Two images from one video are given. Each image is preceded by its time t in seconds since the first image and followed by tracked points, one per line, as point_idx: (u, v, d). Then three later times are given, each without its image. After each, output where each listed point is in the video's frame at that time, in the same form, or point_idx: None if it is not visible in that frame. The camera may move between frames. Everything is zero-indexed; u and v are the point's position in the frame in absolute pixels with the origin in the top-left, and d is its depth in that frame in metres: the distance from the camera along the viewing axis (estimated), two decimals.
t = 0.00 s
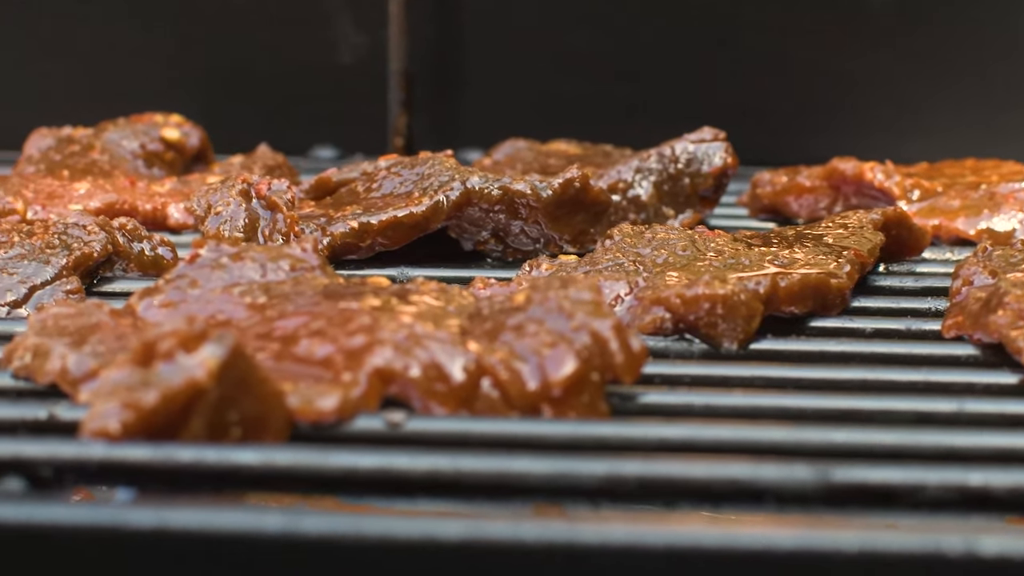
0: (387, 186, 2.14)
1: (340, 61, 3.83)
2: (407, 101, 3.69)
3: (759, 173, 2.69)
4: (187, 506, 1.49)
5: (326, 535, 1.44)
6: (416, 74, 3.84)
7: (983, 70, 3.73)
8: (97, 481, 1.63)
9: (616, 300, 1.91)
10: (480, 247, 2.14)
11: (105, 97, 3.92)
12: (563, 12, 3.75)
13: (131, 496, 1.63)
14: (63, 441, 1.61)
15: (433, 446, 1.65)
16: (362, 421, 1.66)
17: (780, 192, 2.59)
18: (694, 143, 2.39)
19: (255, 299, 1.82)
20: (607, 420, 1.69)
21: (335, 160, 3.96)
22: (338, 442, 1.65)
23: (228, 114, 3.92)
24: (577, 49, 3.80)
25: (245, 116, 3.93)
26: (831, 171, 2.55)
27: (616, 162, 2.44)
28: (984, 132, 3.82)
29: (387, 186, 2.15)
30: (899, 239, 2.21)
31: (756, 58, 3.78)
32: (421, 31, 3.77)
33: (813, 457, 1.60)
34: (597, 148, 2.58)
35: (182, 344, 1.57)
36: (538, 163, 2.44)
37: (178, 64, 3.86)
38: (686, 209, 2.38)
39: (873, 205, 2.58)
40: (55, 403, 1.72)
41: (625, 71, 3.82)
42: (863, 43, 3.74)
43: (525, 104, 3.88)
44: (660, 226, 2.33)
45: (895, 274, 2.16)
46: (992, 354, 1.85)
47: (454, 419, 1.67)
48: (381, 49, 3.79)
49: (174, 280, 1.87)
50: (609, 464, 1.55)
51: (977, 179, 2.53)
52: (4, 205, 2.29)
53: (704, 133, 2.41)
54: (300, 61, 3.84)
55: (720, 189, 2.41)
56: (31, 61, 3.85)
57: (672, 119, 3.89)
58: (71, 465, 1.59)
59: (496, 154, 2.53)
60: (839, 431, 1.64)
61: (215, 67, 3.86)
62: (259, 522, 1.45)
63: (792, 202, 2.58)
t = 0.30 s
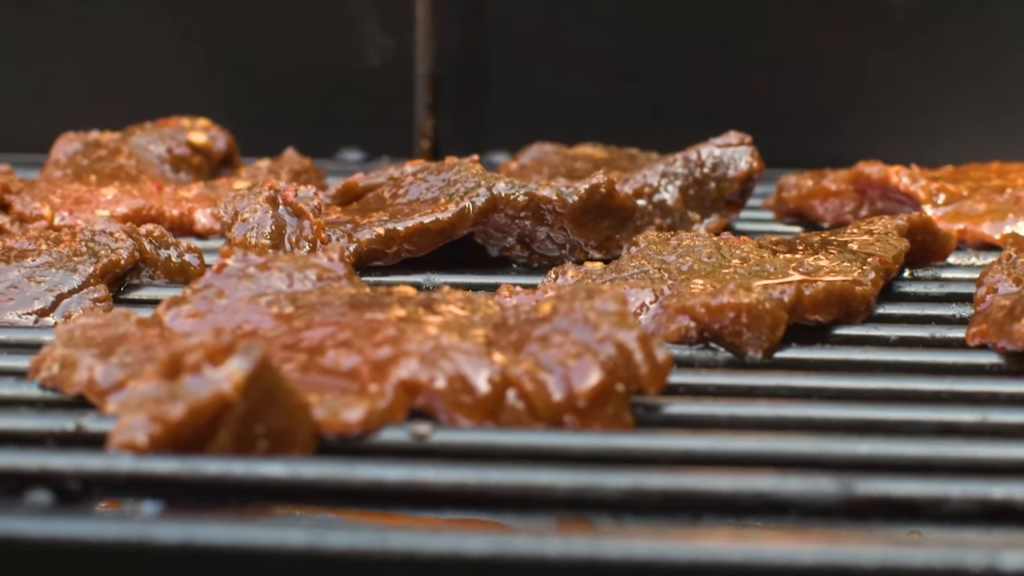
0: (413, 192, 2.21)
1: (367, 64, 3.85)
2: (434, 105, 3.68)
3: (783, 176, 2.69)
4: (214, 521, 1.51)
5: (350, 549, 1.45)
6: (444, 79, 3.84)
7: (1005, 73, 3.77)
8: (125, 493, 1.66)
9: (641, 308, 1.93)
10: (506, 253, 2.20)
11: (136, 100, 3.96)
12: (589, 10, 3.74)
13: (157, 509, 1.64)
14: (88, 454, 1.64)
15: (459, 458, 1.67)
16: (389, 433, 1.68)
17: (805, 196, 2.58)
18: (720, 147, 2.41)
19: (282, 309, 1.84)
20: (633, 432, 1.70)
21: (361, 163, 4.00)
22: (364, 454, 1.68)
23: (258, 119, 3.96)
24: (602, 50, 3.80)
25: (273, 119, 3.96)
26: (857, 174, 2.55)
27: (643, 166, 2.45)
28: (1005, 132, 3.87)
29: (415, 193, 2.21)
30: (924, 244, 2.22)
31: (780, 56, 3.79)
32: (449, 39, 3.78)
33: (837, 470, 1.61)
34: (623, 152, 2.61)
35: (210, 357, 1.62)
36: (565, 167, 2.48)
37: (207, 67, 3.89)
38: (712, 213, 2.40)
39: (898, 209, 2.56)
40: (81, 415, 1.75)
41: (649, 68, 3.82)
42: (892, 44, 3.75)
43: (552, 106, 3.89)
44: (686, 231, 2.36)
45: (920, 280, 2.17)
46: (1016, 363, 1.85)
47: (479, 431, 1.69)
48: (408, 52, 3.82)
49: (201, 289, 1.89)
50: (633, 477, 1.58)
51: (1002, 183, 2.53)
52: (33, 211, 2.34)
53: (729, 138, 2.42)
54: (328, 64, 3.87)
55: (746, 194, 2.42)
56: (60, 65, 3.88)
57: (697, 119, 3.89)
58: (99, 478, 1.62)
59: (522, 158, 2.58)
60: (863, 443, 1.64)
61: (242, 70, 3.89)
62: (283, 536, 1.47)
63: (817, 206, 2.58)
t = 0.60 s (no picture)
0: (435, 198, 2.26)
1: (388, 64, 3.91)
2: (454, 107, 3.67)
3: (805, 182, 2.71)
4: (242, 531, 1.50)
5: (379, 559, 1.45)
6: (465, 79, 3.89)
7: None
8: (153, 501, 1.63)
9: (664, 316, 1.96)
10: (529, 258, 2.26)
11: (164, 101, 4.06)
12: (606, 11, 3.77)
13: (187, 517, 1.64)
14: (117, 462, 1.61)
15: (485, 466, 1.68)
16: (415, 442, 1.69)
17: (827, 202, 2.62)
18: (741, 154, 2.44)
19: (308, 316, 1.86)
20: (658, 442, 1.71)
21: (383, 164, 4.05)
22: (390, 463, 1.69)
23: (282, 121, 4.05)
24: (618, 51, 3.84)
25: (297, 117, 4.03)
26: (879, 181, 2.58)
27: (664, 172, 2.50)
28: None
29: (439, 199, 2.25)
30: (946, 251, 2.24)
31: (796, 56, 3.80)
32: (470, 45, 3.83)
33: (860, 481, 1.62)
34: (644, 157, 2.65)
35: (238, 367, 1.60)
36: (587, 172, 2.52)
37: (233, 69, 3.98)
38: (734, 219, 2.44)
39: (920, 215, 2.59)
40: (108, 423, 1.74)
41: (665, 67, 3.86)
42: (900, 44, 3.74)
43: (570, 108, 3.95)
44: (708, 236, 2.40)
45: (942, 287, 2.19)
46: None
47: (505, 440, 1.71)
48: (428, 52, 3.88)
49: (226, 297, 1.91)
50: (658, 487, 1.59)
51: None
52: (55, 214, 2.41)
53: (751, 144, 2.45)
54: (350, 66, 3.94)
55: (768, 199, 2.45)
56: (92, 67, 4.00)
57: (712, 124, 3.94)
58: (126, 486, 1.59)
59: (544, 161, 2.63)
60: (886, 452, 1.65)
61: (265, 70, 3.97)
62: (312, 547, 1.46)
63: (839, 212, 2.62)
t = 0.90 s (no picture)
0: (454, 202, 2.25)
1: (403, 70, 3.93)
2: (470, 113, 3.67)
3: (823, 188, 2.76)
4: (272, 530, 1.51)
5: (410, 559, 1.45)
6: (480, 85, 3.91)
7: None
8: (180, 499, 1.63)
9: (687, 320, 1.96)
10: (548, 262, 2.26)
11: (180, 106, 4.08)
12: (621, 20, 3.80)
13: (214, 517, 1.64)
14: (143, 461, 1.61)
15: (511, 468, 1.67)
16: (441, 443, 1.69)
17: (845, 208, 2.66)
18: (760, 159, 2.48)
19: (331, 317, 1.86)
20: (684, 445, 1.71)
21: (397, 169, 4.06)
22: (416, 464, 1.68)
23: (299, 126, 4.06)
24: (630, 58, 3.86)
25: (311, 122, 4.05)
26: (897, 187, 2.62)
27: (682, 177, 2.53)
28: None
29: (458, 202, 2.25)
30: (965, 258, 2.27)
31: (807, 65, 3.82)
32: (485, 48, 3.85)
33: (887, 484, 1.62)
34: (661, 162, 2.68)
35: (264, 367, 1.57)
36: (604, 177, 2.56)
37: (251, 73, 3.99)
38: (751, 224, 2.47)
39: (937, 222, 2.62)
40: (134, 422, 1.74)
41: (677, 75, 3.89)
42: (912, 55, 3.77)
43: (585, 114, 3.97)
44: (726, 241, 2.42)
45: (962, 294, 2.21)
46: None
47: (530, 441, 1.70)
48: (443, 58, 3.89)
49: (249, 298, 1.92)
50: (686, 490, 1.58)
51: None
52: (73, 215, 2.43)
53: (769, 150, 2.49)
54: (366, 70, 3.94)
55: (785, 205, 2.49)
56: (105, 71, 4.02)
57: (724, 133, 3.97)
58: (153, 485, 1.60)
59: (561, 166, 2.65)
60: (912, 456, 1.66)
61: (279, 75, 3.98)
62: (344, 546, 1.47)
63: (856, 218, 2.65)
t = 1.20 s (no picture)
0: (469, 203, 2.26)
1: (419, 71, 3.94)
2: (485, 113, 3.68)
3: (838, 192, 2.78)
4: (289, 528, 1.51)
5: (427, 556, 1.46)
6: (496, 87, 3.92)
7: None
8: (197, 497, 1.64)
9: (703, 321, 1.97)
10: (563, 263, 2.27)
11: (196, 106, 4.10)
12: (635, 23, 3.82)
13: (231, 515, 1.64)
14: (160, 459, 1.62)
15: (527, 467, 1.67)
16: (457, 442, 1.69)
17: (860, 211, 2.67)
18: (776, 161, 2.48)
19: (347, 317, 1.87)
20: (701, 445, 1.71)
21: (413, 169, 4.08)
22: (432, 463, 1.68)
23: (314, 126, 4.09)
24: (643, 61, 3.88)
25: (327, 123, 4.08)
26: (913, 190, 2.63)
27: (698, 179, 2.54)
28: None
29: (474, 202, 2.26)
30: (981, 260, 2.27)
31: (821, 69, 3.83)
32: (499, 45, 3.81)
33: (905, 485, 1.62)
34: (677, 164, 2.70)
35: (281, 365, 1.56)
36: (621, 179, 2.58)
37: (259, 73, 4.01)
38: (768, 226, 2.47)
39: (953, 225, 2.63)
40: (150, 420, 1.74)
41: (690, 79, 3.90)
42: (927, 58, 3.76)
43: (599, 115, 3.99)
44: (741, 243, 2.43)
45: (978, 296, 2.20)
46: None
47: (546, 441, 1.70)
48: (459, 60, 3.89)
49: (266, 297, 1.93)
50: (703, 490, 1.58)
51: None
52: (88, 214, 2.44)
53: (786, 152, 2.49)
54: (382, 71, 3.96)
55: (801, 207, 2.49)
56: (123, 73, 4.06)
57: (737, 136, 3.98)
58: (170, 482, 1.60)
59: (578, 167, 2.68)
60: (930, 457, 1.66)
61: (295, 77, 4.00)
62: (361, 544, 1.47)
63: (872, 220, 2.66)
